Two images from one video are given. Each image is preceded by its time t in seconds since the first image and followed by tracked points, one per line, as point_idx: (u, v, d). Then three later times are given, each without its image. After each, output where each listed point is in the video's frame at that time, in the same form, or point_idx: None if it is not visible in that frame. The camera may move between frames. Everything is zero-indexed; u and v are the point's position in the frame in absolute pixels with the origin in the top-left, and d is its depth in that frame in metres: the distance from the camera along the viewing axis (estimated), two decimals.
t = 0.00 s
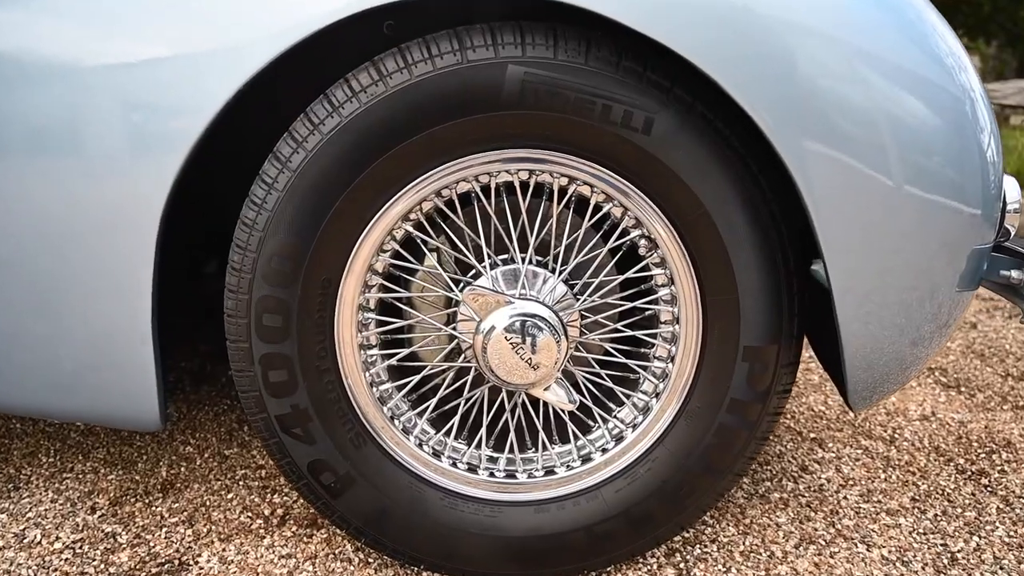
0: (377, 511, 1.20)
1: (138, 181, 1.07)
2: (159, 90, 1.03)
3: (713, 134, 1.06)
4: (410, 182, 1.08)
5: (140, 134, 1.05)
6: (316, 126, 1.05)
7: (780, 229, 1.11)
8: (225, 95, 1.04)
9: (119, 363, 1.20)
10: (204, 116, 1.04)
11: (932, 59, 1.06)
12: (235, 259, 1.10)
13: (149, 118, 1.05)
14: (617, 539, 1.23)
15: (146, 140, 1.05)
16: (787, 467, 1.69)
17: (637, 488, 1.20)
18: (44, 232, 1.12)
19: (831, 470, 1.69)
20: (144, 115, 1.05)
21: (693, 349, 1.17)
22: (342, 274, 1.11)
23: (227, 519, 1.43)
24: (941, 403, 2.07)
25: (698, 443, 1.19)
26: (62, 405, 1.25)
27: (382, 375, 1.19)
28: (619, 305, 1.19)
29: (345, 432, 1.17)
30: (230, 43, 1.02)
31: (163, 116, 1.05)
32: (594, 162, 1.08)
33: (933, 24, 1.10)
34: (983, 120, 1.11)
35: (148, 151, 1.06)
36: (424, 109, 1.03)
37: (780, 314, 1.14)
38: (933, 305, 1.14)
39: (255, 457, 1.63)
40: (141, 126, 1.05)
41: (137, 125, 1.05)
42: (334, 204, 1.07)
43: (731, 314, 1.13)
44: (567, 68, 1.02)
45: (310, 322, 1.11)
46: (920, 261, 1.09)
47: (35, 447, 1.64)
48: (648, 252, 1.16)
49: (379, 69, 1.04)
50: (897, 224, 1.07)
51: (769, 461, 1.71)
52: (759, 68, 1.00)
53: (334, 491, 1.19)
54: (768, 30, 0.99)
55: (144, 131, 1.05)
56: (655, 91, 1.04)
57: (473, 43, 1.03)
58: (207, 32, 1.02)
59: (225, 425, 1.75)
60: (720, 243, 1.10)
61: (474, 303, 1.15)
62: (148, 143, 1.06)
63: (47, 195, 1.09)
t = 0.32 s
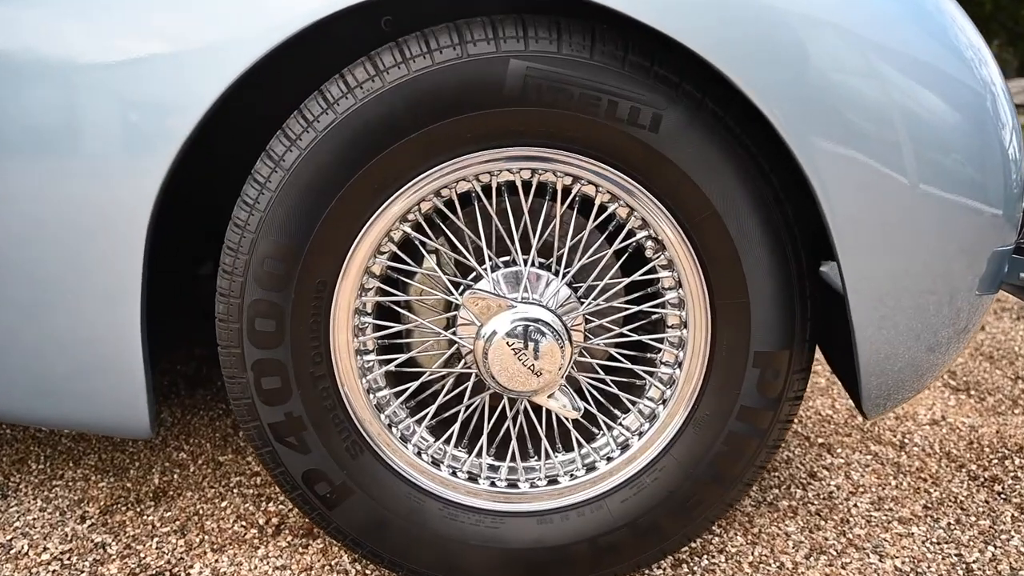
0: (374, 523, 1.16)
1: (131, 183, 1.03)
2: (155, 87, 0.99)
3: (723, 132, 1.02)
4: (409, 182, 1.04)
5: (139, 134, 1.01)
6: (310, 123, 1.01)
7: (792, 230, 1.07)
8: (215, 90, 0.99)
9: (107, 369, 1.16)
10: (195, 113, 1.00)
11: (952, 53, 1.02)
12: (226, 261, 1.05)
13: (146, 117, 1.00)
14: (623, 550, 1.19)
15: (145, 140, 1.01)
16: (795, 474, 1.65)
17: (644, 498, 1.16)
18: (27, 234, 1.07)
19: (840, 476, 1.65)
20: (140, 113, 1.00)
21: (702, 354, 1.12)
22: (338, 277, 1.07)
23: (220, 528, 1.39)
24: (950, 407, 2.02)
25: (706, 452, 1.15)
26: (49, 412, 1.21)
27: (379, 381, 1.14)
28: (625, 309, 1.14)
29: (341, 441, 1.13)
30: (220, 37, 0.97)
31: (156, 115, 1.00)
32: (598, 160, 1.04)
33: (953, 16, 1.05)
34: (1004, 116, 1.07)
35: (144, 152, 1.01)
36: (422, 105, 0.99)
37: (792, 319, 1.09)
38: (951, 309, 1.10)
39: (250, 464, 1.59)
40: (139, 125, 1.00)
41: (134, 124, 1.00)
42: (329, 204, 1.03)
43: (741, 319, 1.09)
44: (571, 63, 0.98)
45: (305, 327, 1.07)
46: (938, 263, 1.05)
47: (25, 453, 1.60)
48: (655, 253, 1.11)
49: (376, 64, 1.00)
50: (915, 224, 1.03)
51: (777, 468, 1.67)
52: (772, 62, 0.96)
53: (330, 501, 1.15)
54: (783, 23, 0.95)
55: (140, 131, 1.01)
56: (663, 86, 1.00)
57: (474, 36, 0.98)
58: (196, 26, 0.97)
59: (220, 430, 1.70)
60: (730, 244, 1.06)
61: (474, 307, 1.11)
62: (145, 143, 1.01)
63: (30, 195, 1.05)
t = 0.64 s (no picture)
0: (371, 535, 1.12)
1: (120, 183, 0.99)
2: (148, 84, 0.94)
3: (735, 129, 0.98)
4: (407, 180, 0.99)
5: (134, 134, 0.96)
6: (304, 119, 0.97)
7: (807, 232, 1.03)
8: (206, 85, 0.94)
9: (93, 376, 1.12)
10: (187, 108, 0.95)
11: (975, 44, 0.97)
12: (216, 264, 1.01)
13: (139, 115, 0.95)
14: (629, 563, 1.15)
15: (140, 139, 0.96)
16: (804, 481, 1.60)
17: (651, 509, 1.12)
18: (9, 236, 1.03)
19: (851, 483, 1.61)
20: (133, 111, 0.95)
21: (712, 360, 1.08)
22: (333, 279, 1.03)
23: (213, 538, 1.36)
24: (961, 411, 1.97)
25: (716, 462, 1.10)
26: (33, 420, 1.17)
27: (376, 388, 1.10)
28: (631, 313, 1.10)
29: (336, 451, 1.09)
30: (207, 30, 0.93)
31: (148, 112, 0.95)
32: (605, 159, 0.99)
33: (975, 5, 1.01)
34: None
35: (138, 151, 0.97)
36: (420, 101, 0.94)
37: (806, 323, 1.05)
38: (972, 312, 1.05)
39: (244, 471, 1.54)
40: (134, 125, 0.96)
41: (128, 122, 0.96)
42: (324, 204, 0.99)
43: (753, 323, 1.05)
44: (577, 56, 0.94)
45: (298, 332, 1.03)
46: (960, 265, 1.01)
47: (13, 459, 1.56)
48: (663, 255, 1.07)
49: (372, 57, 0.95)
50: (936, 225, 0.98)
51: (786, 475, 1.62)
52: (788, 56, 0.91)
53: (324, 513, 1.11)
54: (798, 15, 0.91)
55: (135, 130, 0.96)
56: (672, 82, 0.95)
57: (475, 28, 0.94)
58: (183, 19, 0.93)
59: (215, 436, 1.66)
60: (743, 246, 1.02)
61: (474, 312, 1.06)
62: (138, 142, 0.97)
63: (11, 195, 1.00)
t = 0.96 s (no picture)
0: (367, 549, 1.08)
1: (103, 182, 0.94)
2: (144, 79, 0.89)
3: (749, 124, 0.93)
4: (405, 178, 0.95)
5: (130, 132, 0.91)
6: (296, 114, 0.92)
7: (825, 232, 0.98)
8: (195, 77, 0.89)
9: (77, 383, 1.07)
10: (175, 102, 0.90)
11: (1004, 33, 0.92)
12: (205, 266, 0.96)
13: (134, 112, 0.91)
14: None
15: (139, 137, 0.92)
16: (815, 489, 1.55)
17: (659, 522, 1.08)
18: None
19: (863, 492, 1.56)
20: (129, 108, 0.91)
21: (724, 367, 1.03)
22: (328, 282, 0.98)
23: (204, 550, 1.31)
24: (973, 417, 1.89)
25: (728, 473, 1.06)
26: (16, 429, 1.13)
27: (373, 396, 1.05)
28: (639, 317, 1.05)
29: (331, 461, 1.04)
30: (193, 21, 0.88)
31: (143, 109, 0.91)
32: (612, 156, 0.95)
33: None
34: None
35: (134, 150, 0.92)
36: (419, 95, 0.90)
37: (823, 328, 1.00)
38: (997, 317, 1.01)
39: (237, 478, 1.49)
40: (130, 122, 0.91)
41: (110, 118, 0.91)
42: (318, 204, 0.94)
43: (767, 328, 1.00)
44: (584, 48, 0.89)
45: (292, 338, 0.98)
46: (987, 267, 0.96)
47: None
48: (672, 257, 1.02)
49: (368, 49, 0.90)
50: (962, 224, 0.94)
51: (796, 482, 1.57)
52: (807, 47, 0.86)
53: (319, 526, 1.07)
54: (819, 4, 0.86)
55: (131, 127, 0.91)
56: (684, 75, 0.90)
57: (476, 18, 0.89)
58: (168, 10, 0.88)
59: (209, 441, 1.61)
60: (757, 247, 0.97)
61: (475, 316, 1.01)
62: (138, 141, 0.92)
63: None
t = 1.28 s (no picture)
0: (364, 563, 1.04)
1: (86, 180, 0.89)
2: (144, 77, 0.85)
3: (766, 119, 0.88)
4: (404, 176, 0.90)
5: (130, 132, 0.87)
6: (289, 109, 0.87)
7: (845, 232, 0.94)
8: (183, 70, 0.85)
9: (61, 390, 1.03)
10: (164, 96, 0.86)
11: None
12: (194, 268, 0.92)
13: (135, 112, 0.86)
14: None
15: (136, 135, 0.87)
16: (828, 497, 1.51)
17: (669, 535, 1.03)
18: None
19: (877, 500, 1.51)
20: (128, 107, 0.86)
21: (738, 373, 0.99)
22: (324, 285, 0.94)
23: (197, 562, 1.28)
24: (988, 421, 1.82)
25: (741, 485, 1.01)
26: None
27: (371, 403, 1.01)
28: (649, 322, 1.01)
29: (326, 472, 1.00)
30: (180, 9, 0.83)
31: (134, 105, 0.86)
32: (622, 152, 0.90)
33: None
34: None
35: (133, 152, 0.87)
36: (418, 88, 0.85)
37: (842, 333, 0.96)
38: None
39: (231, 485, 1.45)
40: (125, 120, 0.86)
41: (93, 112, 0.86)
42: (312, 202, 0.90)
43: (783, 333, 0.96)
44: (592, 38, 0.84)
45: (285, 344, 0.94)
46: (1016, 269, 0.91)
47: None
48: (684, 258, 0.98)
49: (365, 40, 0.86)
50: (990, 224, 0.89)
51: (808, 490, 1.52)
52: (829, 37, 0.82)
53: (314, 540, 1.02)
54: None
55: (119, 123, 0.87)
56: (697, 67, 0.86)
57: (478, 8, 0.84)
58: None
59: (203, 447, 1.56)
60: (773, 248, 0.93)
61: (477, 320, 0.97)
62: (126, 138, 0.87)
63: None
